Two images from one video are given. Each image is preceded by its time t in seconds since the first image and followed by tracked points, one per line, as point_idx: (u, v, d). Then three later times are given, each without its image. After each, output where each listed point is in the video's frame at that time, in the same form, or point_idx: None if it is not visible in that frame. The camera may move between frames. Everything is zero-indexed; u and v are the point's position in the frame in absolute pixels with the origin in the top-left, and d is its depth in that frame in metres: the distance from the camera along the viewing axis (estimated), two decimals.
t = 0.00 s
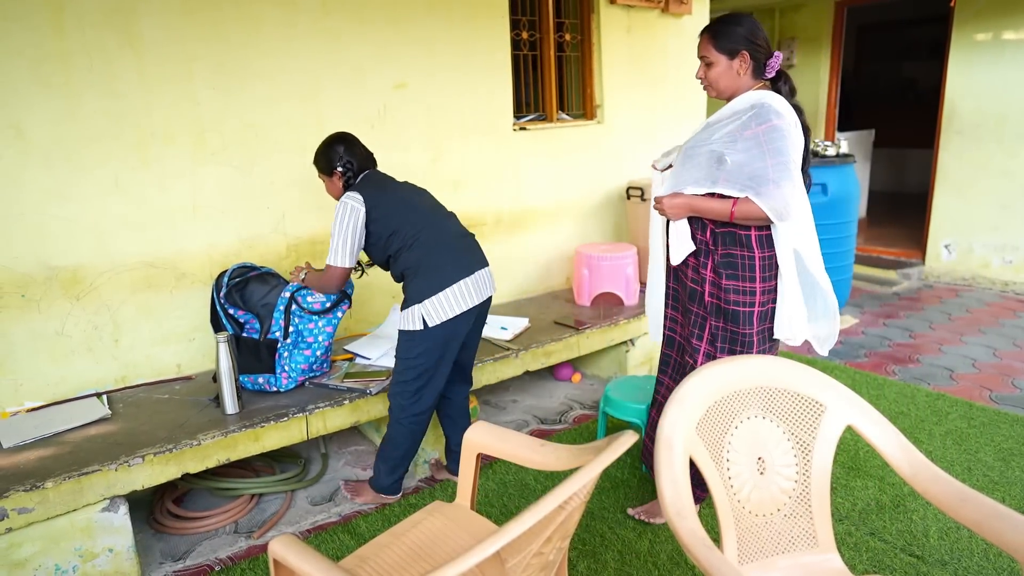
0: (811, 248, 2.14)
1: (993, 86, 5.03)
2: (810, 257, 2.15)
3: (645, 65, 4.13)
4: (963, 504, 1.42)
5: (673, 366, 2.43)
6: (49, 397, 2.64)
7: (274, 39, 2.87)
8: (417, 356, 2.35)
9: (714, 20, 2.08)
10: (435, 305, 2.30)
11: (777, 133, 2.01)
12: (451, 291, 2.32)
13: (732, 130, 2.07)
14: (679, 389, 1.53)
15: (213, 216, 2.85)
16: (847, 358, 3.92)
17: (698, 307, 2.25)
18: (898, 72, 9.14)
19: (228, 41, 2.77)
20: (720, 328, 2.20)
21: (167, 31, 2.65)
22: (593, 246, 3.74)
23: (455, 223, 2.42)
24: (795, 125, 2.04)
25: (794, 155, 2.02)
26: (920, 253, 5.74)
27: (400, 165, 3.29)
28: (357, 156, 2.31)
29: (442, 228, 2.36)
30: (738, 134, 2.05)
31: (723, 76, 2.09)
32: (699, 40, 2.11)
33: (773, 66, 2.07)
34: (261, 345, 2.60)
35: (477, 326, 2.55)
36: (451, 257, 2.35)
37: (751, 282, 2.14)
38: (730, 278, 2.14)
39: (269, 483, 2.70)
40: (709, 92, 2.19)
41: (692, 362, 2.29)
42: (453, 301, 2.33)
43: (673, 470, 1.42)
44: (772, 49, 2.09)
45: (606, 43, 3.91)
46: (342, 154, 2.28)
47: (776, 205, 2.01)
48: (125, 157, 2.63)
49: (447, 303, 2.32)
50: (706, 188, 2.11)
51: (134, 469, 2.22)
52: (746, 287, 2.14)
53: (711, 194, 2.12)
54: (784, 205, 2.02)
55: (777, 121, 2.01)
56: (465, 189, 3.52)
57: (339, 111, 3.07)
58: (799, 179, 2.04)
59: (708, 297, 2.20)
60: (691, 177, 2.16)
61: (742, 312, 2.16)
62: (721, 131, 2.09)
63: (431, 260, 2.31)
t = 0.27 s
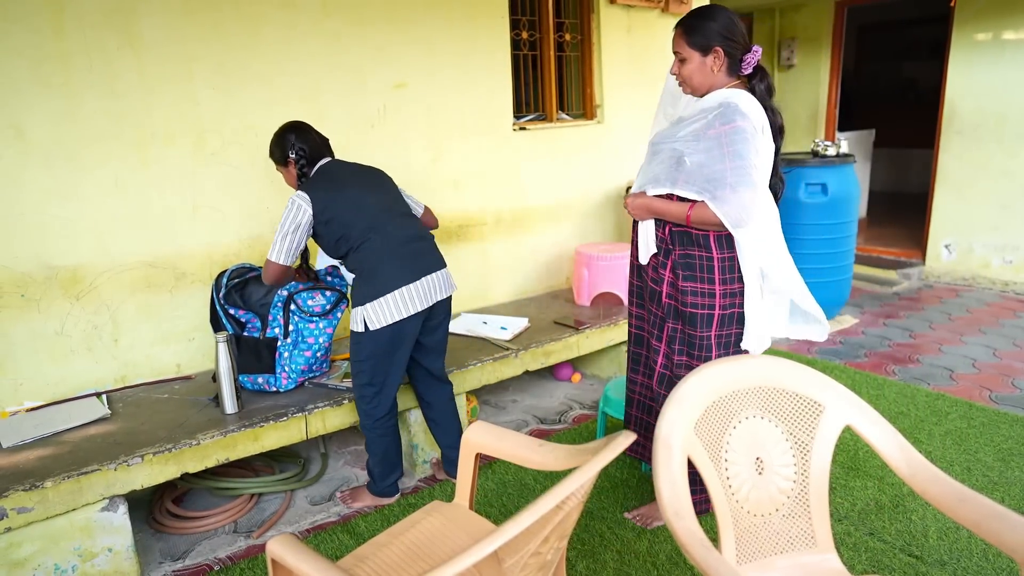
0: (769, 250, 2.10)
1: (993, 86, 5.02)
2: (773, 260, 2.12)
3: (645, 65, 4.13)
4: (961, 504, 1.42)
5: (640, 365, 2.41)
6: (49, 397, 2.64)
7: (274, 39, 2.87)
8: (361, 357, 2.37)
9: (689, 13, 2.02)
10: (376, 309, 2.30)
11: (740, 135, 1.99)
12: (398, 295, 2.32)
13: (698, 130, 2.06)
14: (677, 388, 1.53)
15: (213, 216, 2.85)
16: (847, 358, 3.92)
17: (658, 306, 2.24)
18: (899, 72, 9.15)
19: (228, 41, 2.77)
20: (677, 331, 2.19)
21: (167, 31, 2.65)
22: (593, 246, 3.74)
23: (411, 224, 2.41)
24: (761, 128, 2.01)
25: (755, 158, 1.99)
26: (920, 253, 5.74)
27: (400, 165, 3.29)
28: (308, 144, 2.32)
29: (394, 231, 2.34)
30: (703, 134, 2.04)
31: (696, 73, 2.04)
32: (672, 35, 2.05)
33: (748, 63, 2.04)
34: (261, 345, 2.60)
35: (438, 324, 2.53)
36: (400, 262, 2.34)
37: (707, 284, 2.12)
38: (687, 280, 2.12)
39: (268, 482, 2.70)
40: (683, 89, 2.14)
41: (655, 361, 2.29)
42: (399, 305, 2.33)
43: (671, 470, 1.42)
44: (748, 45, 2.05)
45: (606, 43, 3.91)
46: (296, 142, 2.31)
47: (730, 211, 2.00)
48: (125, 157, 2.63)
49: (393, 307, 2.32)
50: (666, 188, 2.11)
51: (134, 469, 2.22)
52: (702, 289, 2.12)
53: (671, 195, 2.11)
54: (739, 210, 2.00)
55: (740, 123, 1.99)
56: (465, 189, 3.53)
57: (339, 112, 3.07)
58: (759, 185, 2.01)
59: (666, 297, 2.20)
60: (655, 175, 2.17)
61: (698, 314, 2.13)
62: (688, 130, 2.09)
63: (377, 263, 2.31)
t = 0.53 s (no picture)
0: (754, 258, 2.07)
1: (994, 86, 5.01)
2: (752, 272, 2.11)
3: (645, 64, 4.13)
4: (959, 504, 1.42)
5: (622, 369, 2.42)
6: (49, 397, 2.64)
7: (274, 39, 2.87)
8: (346, 356, 2.39)
9: (670, 15, 2.00)
10: (359, 309, 2.29)
11: (732, 143, 1.94)
12: (382, 294, 2.32)
13: (689, 135, 2.00)
14: (676, 389, 1.53)
15: (213, 216, 2.86)
16: (847, 358, 3.92)
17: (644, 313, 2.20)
18: (900, 72, 9.14)
19: (228, 41, 2.77)
20: (664, 340, 2.15)
21: (167, 31, 2.65)
22: (593, 245, 3.74)
23: (398, 226, 2.43)
24: (751, 136, 1.98)
25: (745, 167, 1.96)
26: (921, 253, 5.73)
27: (400, 165, 3.29)
28: (289, 145, 2.34)
29: (380, 231, 2.36)
30: (694, 140, 1.99)
31: (680, 75, 2.01)
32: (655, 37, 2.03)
33: (733, 65, 1.99)
34: (263, 348, 2.59)
35: (422, 327, 2.53)
36: (385, 261, 2.35)
37: (695, 291, 2.07)
38: (675, 286, 2.08)
39: (268, 482, 2.70)
40: (669, 92, 2.10)
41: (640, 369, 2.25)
42: (382, 305, 2.32)
43: (670, 470, 1.42)
44: (733, 46, 2.01)
45: (606, 43, 3.91)
46: (276, 144, 2.32)
47: (718, 220, 1.97)
48: (125, 157, 2.63)
49: (376, 306, 2.31)
50: (652, 194, 2.06)
51: (133, 469, 2.22)
52: (690, 296, 2.08)
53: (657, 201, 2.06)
54: (725, 221, 1.98)
55: (733, 131, 1.94)
56: (465, 189, 3.53)
57: (339, 112, 3.07)
58: (747, 195, 1.99)
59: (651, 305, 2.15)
60: (640, 179, 2.10)
61: (685, 322, 2.09)
62: (677, 135, 2.02)
63: (362, 261, 2.32)
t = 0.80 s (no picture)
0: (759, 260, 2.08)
1: (995, 86, 5.01)
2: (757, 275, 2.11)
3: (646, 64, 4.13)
4: (958, 505, 1.42)
5: (608, 380, 2.39)
6: (49, 396, 2.64)
7: (274, 39, 2.88)
8: (359, 356, 2.39)
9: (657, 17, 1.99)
10: (371, 307, 2.30)
11: (736, 148, 1.95)
12: (391, 292, 2.33)
13: (691, 144, 1.99)
14: (675, 389, 1.53)
15: (213, 216, 2.86)
16: (847, 358, 3.92)
17: (643, 320, 2.19)
18: (901, 72, 9.14)
19: (227, 41, 2.77)
20: (666, 344, 2.14)
21: (167, 31, 2.65)
22: (593, 245, 3.74)
23: (405, 224, 2.43)
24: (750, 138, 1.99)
25: (749, 171, 1.97)
26: (922, 253, 5.73)
27: (400, 165, 3.29)
28: (290, 155, 2.34)
29: (387, 229, 2.37)
30: (696, 148, 1.98)
31: (666, 78, 2.01)
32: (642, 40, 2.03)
33: (719, 68, 1.98)
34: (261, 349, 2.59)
35: (431, 325, 2.54)
36: (394, 259, 2.35)
37: (696, 294, 2.07)
38: (677, 291, 2.07)
39: (267, 482, 2.70)
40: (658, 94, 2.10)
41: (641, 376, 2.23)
42: (393, 302, 2.33)
43: (668, 470, 1.42)
44: (720, 48, 1.99)
45: (606, 42, 3.91)
46: (277, 153, 2.33)
47: (731, 226, 1.97)
48: (125, 157, 2.64)
49: (387, 303, 2.32)
50: (660, 206, 2.02)
51: (133, 469, 2.22)
52: (693, 300, 2.07)
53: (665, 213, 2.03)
54: (738, 226, 1.98)
55: (735, 136, 1.95)
56: (465, 189, 3.53)
57: (339, 112, 3.08)
58: (753, 197, 2.00)
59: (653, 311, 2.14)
60: (643, 191, 2.06)
61: (688, 325, 2.09)
62: (678, 144, 2.01)
63: (371, 260, 2.32)
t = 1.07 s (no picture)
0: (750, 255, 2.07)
1: (995, 86, 5.00)
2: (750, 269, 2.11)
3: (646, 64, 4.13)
4: (956, 504, 1.42)
5: (601, 389, 2.34)
6: (49, 396, 2.65)
7: (274, 38, 2.88)
8: (362, 355, 2.40)
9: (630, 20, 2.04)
10: (375, 304, 2.30)
11: (716, 143, 1.95)
12: (396, 289, 2.32)
13: (671, 143, 1.99)
14: (674, 388, 1.53)
15: (212, 216, 2.86)
16: (847, 359, 3.92)
17: (639, 321, 2.19)
18: (902, 72, 9.13)
19: (227, 40, 2.77)
20: (663, 344, 2.15)
21: (166, 31, 2.65)
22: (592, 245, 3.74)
23: (410, 224, 2.44)
24: (731, 134, 1.99)
25: (733, 165, 1.96)
26: (922, 253, 5.72)
27: (400, 165, 3.29)
28: (301, 157, 2.35)
29: (392, 228, 2.37)
30: (677, 147, 1.98)
31: (641, 78, 2.05)
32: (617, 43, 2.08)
33: (694, 66, 2.02)
34: (262, 347, 2.60)
35: (435, 325, 2.53)
36: (399, 257, 2.35)
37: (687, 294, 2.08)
38: (668, 291, 2.08)
39: (266, 482, 2.70)
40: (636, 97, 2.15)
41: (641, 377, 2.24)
42: (397, 299, 2.33)
43: (666, 470, 1.42)
44: (693, 48, 2.03)
45: (606, 42, 3.90)
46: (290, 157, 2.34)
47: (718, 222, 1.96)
48: (124, 156, 2.64)
49: (392, 301, 2.32)
50: (645, 209, 2.02)
51: (132, 468, 2.22)
52: (685, 299, 2.08)
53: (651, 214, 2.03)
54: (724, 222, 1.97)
55: (715, 132, 1.95)
56: (464, 189, 3.53)
57: (338, 112, 3.08)
58: (739, 192, 1.99)
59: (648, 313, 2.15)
60: (628, 195, 2.07)
61: (682, 325, 2.09)
62: (659, 145, 2.01)
63: (376, 258, 2.32)
